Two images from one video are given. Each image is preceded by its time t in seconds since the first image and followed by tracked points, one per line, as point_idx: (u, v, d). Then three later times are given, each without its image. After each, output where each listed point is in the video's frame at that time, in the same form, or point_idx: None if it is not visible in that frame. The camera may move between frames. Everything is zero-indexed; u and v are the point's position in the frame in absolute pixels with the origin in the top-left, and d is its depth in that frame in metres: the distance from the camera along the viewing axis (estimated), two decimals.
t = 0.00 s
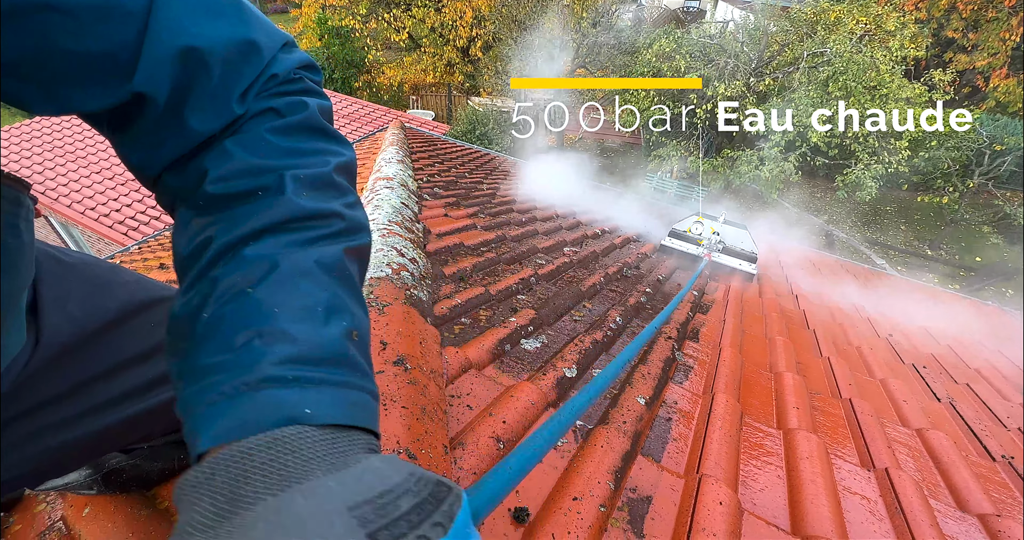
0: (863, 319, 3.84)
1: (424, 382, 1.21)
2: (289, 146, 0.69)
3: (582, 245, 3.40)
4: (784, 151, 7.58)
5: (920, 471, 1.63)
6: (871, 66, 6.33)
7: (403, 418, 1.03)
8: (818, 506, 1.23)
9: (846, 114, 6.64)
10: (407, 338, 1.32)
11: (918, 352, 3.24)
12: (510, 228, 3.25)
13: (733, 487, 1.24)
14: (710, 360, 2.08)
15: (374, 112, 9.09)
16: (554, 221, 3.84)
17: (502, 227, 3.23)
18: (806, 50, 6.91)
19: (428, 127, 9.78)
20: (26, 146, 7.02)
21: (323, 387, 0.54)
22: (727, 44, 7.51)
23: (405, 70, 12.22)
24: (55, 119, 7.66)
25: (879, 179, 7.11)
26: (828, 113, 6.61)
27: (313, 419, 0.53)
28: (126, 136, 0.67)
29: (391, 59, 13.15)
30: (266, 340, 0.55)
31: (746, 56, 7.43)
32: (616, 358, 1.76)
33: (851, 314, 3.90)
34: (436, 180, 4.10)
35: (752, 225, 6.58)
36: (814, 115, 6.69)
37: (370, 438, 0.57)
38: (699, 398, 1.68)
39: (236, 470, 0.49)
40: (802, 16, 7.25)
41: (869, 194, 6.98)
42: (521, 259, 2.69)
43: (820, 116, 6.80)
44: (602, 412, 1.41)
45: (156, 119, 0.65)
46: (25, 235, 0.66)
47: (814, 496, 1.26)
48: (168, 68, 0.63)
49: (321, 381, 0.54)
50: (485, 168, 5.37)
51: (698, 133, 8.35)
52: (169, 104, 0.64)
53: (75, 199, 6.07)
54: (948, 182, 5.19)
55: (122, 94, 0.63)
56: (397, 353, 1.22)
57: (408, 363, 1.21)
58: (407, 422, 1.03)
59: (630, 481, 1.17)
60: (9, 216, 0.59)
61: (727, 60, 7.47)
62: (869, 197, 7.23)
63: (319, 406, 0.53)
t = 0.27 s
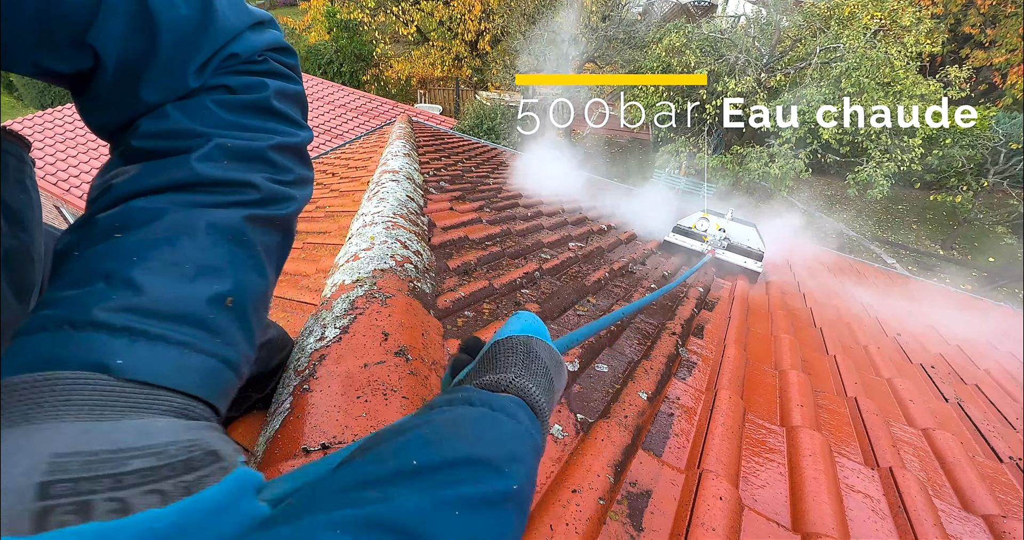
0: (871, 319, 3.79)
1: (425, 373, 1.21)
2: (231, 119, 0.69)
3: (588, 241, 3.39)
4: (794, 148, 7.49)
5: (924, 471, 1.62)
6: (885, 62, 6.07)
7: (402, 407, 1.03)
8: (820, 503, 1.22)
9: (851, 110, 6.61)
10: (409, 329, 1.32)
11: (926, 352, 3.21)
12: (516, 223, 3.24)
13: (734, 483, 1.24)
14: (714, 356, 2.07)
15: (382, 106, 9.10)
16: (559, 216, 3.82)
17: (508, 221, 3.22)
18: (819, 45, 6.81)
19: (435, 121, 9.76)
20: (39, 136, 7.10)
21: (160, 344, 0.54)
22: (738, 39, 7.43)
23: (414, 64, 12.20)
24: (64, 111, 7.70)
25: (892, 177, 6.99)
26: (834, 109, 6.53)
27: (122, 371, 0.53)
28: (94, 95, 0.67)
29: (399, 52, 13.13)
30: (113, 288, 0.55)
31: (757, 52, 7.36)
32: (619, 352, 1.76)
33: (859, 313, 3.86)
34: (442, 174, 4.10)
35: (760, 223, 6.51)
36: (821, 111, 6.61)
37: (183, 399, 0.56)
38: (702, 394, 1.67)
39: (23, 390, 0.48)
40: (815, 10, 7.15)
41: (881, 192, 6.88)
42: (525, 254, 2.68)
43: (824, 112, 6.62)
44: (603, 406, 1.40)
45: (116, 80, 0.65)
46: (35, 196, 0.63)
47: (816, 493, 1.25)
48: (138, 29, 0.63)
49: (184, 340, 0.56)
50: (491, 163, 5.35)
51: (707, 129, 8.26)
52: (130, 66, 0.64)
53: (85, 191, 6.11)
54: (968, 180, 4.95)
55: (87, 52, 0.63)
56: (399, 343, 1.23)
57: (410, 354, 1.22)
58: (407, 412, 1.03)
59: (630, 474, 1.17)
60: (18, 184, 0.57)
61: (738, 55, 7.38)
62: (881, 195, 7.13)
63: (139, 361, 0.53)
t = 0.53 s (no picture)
0: (877, 318, 3.76)
1: (426, 365, 1.21)
2: (213, 105, 0.68)
3: (591, 237, 3.38)
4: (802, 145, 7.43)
5: (928, 470, 1.61)
6: (896, 59, 5.98)
7: (402, 399, 1.04)
8: (821, 501, 1.21)
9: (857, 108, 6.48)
10: (410, 322, 1.32)
11: (932, 352, 3.18)
12: (520, 219, 3.23)
13: (734, 479, 1.24)
14: (717, 353, 2.06)
15: (387, 101, 9.10)
16: (564, 212, 3.82)
17: (512, 217, 3.21)
18: (829, 42, 6.76)
19: (440, 117, 9.75)
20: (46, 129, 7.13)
21: (161, 330, 0.54)
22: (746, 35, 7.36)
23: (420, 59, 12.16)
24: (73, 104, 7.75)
25: (901, 176, 6.91)
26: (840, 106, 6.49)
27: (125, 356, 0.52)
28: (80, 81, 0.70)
29: (406, 47, 13.10)
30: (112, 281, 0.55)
31: (766, 48, 7.28)
32: (621, 348, 1.75)
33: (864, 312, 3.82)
34: (447, 169, 4.09)
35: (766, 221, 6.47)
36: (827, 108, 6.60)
37: (166, 376, 0.53)
38: (704, 390, 1.67)
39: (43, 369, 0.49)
40: (825, 6, 7.07)
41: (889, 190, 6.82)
42: (529, 249, 2.68)
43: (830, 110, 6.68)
44: (604, 401, 1.40)
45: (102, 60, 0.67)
46: (34, 176, 0.72)
47: (817, 491, 1.25)
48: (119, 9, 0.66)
49: (182, 319, 0.55)
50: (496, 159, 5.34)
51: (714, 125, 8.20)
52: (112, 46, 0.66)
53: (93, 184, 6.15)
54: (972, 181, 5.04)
55: (70, 32, 0.67)
56: (400, 336, 1.23)
57: (411, 346, 1.22)
58: (406, 404, 1.03)
59: (630, 470, 1.16)
60: (19, 165, 0.67)
61: (746, 52, 7.29)
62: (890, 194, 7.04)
63: (142, 347, 0.52)
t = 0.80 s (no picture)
0: (882, 317, 3.73)
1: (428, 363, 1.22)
2: (341, 66, 0.97)
3: (595, 236, 3.37)
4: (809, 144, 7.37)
5: (931, 473, 1.61)
6: (906, 57, 5.99)
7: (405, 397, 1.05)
8: (822, 502, 1.22)
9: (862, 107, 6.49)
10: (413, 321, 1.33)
11: (938, 355, 3.16)
12: (524, 216, 3.23)
13: (736, 480, 1.24)
14: (720, 353, 2.06)
15: (393, 97, 9.09)
16: (568, 210, 3.81)
17: (516, 215, 3.21)
18: (837, 39, 6.67)
19: (445, 114, 9.73)
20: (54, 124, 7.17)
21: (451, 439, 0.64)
22: (753, 32, 7.28)
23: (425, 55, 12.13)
24: (81, 99, 7.79)
25: (909, 175, 6.84)
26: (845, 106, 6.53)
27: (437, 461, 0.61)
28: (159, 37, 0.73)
29: (411, 43, 13.06)
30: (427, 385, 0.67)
31: (773, 45, 7.20)
32: (624, 347, 1.75)
33: (870, 311, 3.78)
34: (451, 166, 4.09)
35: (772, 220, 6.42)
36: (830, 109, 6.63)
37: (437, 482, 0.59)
38: (707, 390, 1.67)
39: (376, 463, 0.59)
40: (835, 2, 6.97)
41: (897, 189, 6.74)
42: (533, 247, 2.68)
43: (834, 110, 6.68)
44: (606, 401, 1.41)
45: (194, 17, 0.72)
46: (42, 173, 0.74)
47: (818, 492, 1.25)
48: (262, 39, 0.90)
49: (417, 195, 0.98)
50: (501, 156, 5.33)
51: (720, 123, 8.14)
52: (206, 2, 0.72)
53: (100, 179, 6.19)
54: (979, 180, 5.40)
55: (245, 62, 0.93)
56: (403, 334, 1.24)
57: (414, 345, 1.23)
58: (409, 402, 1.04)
59: (631, 469, 1.17)
60: (24, 162, 0.68)
61: (754, 48, 7.22)
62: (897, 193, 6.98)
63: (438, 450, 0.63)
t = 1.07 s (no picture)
0: (888, 318, 3.70)
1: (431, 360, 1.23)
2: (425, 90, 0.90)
3: (599, 234, 3.36)
4: (816, 142, 7.32)
5: (935, 475, 1.60)
6: (916, 55, 5.96)
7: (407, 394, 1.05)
8: (824, 503, 1.21)
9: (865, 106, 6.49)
10: (416, 318, 1.34)
11: (943, 356, 3.15)
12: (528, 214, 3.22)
13: (738, 480, 1.24)
14: (723, 352, 2.06)
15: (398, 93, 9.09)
16: (572, 208, 3.80)
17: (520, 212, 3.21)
18: (846, 36, 6.51)
19: (450, 110, 9.73)
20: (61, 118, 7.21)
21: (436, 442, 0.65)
22: (761, 29, 7.21)
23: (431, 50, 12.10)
24: (89, 94, 7.84)
25: (916, 174, 6.78)
26: (847, 106, 6.55)
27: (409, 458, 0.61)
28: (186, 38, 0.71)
29: (416, 39, 13.02)
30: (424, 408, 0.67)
31: (781, 42, 7.13)
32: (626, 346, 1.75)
33: (874, 312, 3.76)
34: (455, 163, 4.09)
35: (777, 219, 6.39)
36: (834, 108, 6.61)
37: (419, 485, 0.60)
38: (710, 390, 1.67)
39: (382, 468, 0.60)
40: None
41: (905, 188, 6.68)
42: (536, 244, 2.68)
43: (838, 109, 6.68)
44: (609, 399, 1.41)
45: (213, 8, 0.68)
46: (51, 162, 0.75)
47: (821, 493, 1.24)
48: (343, 70, 0.78)
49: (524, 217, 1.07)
50: (506, 153, 5.32)
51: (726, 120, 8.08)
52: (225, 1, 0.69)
53: (108, 173, 6.23)
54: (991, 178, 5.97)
55: (348, 113, 0.80)
56: (406, 331, 1.25)
57: (417, 342, 1.24)
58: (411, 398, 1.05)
59: (633, 468, 1.17)
60: (34, 152, 0.69)
61: (761, 45, 7.15)
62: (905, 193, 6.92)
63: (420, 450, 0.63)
